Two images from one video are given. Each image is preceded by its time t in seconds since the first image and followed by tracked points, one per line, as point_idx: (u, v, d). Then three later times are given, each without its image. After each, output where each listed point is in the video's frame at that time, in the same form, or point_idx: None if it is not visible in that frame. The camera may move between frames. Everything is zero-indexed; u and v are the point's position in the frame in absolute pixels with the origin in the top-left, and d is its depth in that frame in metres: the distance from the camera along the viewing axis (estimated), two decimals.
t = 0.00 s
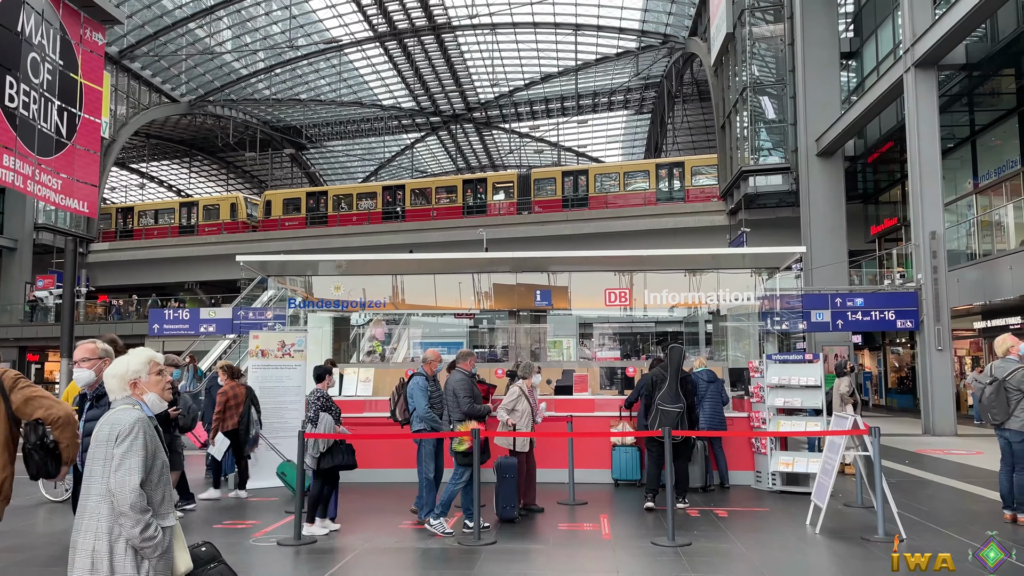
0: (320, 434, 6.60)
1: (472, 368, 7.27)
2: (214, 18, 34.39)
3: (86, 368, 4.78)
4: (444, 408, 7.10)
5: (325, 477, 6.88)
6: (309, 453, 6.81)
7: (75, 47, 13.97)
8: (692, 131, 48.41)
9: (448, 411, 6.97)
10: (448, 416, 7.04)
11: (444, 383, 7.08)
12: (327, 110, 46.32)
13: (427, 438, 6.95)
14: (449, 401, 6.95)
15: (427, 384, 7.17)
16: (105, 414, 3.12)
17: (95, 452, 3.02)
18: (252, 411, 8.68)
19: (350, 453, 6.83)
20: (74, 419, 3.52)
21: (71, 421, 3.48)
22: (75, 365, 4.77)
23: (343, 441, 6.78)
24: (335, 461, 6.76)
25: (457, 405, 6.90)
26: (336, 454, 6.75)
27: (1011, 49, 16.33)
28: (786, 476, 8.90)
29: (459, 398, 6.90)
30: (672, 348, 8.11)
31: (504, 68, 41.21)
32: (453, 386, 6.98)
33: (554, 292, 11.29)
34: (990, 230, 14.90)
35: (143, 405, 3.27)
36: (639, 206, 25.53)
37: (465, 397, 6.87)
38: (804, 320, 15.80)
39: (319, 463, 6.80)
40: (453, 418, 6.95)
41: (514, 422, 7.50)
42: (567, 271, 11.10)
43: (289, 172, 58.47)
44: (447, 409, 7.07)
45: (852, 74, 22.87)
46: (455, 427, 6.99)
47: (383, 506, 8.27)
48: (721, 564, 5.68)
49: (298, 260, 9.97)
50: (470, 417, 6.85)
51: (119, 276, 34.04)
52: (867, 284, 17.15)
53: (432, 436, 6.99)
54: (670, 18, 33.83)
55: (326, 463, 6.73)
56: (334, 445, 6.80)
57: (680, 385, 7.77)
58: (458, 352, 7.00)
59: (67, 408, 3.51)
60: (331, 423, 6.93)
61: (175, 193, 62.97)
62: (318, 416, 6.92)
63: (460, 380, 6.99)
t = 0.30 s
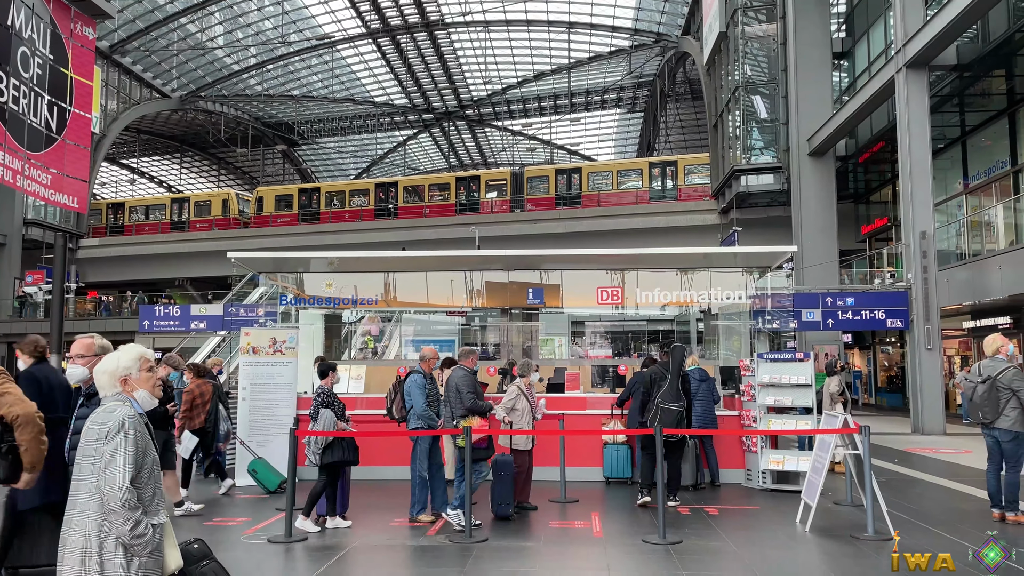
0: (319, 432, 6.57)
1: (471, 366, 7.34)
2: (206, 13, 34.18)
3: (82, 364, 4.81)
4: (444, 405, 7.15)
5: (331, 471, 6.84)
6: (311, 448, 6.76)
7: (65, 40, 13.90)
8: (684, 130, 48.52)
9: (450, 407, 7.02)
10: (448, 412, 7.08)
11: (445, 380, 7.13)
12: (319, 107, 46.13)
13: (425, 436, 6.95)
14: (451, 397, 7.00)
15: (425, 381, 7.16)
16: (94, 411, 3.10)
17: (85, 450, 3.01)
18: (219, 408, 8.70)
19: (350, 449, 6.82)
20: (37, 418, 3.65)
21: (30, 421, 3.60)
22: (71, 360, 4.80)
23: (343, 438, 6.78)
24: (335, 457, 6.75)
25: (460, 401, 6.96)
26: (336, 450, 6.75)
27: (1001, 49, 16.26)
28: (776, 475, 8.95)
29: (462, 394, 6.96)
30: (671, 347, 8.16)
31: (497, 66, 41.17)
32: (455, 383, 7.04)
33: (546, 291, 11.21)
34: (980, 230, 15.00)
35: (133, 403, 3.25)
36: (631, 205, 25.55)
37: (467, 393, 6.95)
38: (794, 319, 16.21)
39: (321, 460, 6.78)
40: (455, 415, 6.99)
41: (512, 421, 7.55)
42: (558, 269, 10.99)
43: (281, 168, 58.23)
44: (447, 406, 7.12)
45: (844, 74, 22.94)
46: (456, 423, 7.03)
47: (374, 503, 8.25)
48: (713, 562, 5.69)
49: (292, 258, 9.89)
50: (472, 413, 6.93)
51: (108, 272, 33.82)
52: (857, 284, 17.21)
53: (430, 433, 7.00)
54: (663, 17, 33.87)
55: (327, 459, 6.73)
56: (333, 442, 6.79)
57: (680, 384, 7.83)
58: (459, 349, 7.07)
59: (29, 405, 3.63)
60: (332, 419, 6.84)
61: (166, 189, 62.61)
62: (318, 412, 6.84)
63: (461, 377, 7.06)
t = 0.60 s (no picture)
0: (314, 431, 6.60)
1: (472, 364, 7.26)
2: (196, 9, 33.90)
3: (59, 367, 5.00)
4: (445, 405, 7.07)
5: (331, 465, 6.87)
6: (309, 447, 6.83)
7: (54, 37, 13.87)
8: (675, 131, 48.67)
9: (452, 408, 6.93)
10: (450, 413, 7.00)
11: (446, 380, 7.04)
12: (309, 104, 45.94)
13: (421, 434, 6.99)
14: (453, 398, 6.91)
15: (423, 380, 7.21)
16: (81, 408, 3.08)
17: (71, 447, 2.99)
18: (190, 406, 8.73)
19: (349, 444, 6.84)
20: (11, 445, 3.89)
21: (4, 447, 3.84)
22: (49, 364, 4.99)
23: (339, 434, 6.80)
24: (335, 453, 6.76)
25: (463, 402, 6.86)
26: (333, 446, 6.77)
27: (990, 52, 16.42)
28: (765, 474, 8.98)
29: (466, 395, 6.86)
30: (662, 346, 8.17)
31: (489, 65, 41.12)
32: (457, 384, 6.94)
33: (536, 290, 11.30)
34: (968, 232, 15.13)
35: (121, 400, 3.23)
36: (622, 204, 25.64)
37: (470, 394, 6.85)
38: (783, 319, 16.22)
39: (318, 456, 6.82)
40: (456, 415, 6.88)
41: (508, 419, 7.53)
42: (550, 268, 11.08)
43: (271, 166, 57.96)
44: (449, 406, 7.04)
45: (834, 75, 23.06)
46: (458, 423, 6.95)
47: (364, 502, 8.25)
48: (701, 561, 5.72)
49: (279, 255, 9.81)
50: (474, 414, 6.83)
51: (96, 269, 33.59)
52: (846, 284, 17.31)
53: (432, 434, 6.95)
54: (654, 18, 33.88)
55: (325, 456, 6.75)
56: (329, 439, 6.80)
57: (671, 383, 7.85)
58: (460, 349, 6.96)
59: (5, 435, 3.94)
60: (327, 416, 6.85)
61: (155, 186, 62.13)
62: (314, 409, 6.85)
63: (463, 377, 6.96)
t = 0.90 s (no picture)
0: (312, 432, 6.52)
1: (475, 364, 7.22)
2: (184, 7, 33.65)
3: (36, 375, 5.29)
4: (451, 406, 7.02)
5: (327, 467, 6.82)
6: (305, 449, 6.76)
7: (45, 36, 14.80)
8: (665, 132, 48.82)
9: (459, 409, 6.89)
10: (456, 414, 6.96)
11: (452, 380, 6.98)
12: (299, 103, 45.73)
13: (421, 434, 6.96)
14: (460, 399, 6.87)
15: (423, 380, 7.18)
16: (65, 408, 3.04)
17: (56, 446, 2.95)
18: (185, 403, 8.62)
19: (345, 446, 6.79)
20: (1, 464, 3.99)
21: None
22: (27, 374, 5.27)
23: (337, 436, 6.74)
24: (331, 455, 6.72)
25: (470, 403, 6.83)
26: (329, 448, 6.71)
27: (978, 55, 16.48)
28: (753, 475, 9.02)
29: (474, 397, 6.81)
30: (650, 346, 8.16)
31: (479, 65, 41.07)
32: (463, 385, 6.90)
33: (526, 290, 11.28)
34: (954, 234, 15.26)
35: (106, 398, 3.19)
36: (614, 205, 25.56)
37: (478, 396, 6.81)
38: (772, 321, 16.31)
39: (314, 457, 6.75)
40: (464, 416, 6.85)
41: (501, 419, 7.50)
42: (539, 268, 11.08)
43: (260, 165, 57.66)
44: (454, 407, 7.00)
45: (822, 79, 23.17)
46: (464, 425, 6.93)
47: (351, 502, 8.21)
48: (689, 562, 5.73)
49: (267, 254, 9.72)
50: (481, 416, 6.80)
51: (82, 268, 33.30)
52: (834, 286, 17.43)
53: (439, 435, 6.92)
54: (644, 20, 33.94)
55: (322, 457, 6.69)
56: (326, 441, 6.73)
57: (658, 385, 7.86)
58: (466, 350, 6.90)
59: None
60: (324, 417, 6.75)
61: (142, 184, 61.66)
62: (311, 411, 6.75)
63: (468, 378, 6.92)
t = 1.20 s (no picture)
0: (310, 434, 6.50)
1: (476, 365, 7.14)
2: (174, 7, 33.47)
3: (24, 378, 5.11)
4: (450, 408, 6.96)
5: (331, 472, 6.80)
6: (305, 452, 6.71)
7: (31, 35, 15.93)
8: (655, 136, 49.01)
9: (459, 412, 6.82)
10: (456, 417, 6.88)
11: (452, 382, 6.90)
12: (289, 105, 45.59)
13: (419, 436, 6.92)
14: (460, 402, 6.79)
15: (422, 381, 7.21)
16: (50, 410, 3.01)
17: (41, 448, 2.92)
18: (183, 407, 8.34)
19: (344, 450, 6.74)
20: None
21: None
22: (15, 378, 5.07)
23: (336, 440, 6.68)
24: (329, 459, 6.66)
25: (470, 407, 6.76)
26: (328, 452, 6.65)
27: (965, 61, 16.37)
28: (742, 477, 9.04)
29: (474, 401, 6.75)
30: (638, 349, 8.17)
31: (470, 67, 41.09)
32: (463, 388, 6.81)
33: (517, 292, 11.32)
34: (942, 238, 15.38)
35: (91, 401, 3.16)
36: (607, 207, 25.55)
37: (478, 399, 6.74)
38: (761, 324, 16.47)
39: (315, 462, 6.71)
40: (463, 419, 6.79)
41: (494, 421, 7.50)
42: (529, 271, 11.02)
43: (249, 166, 57.42)
44: (454, 410, 6.94)
45: (811, 83, 23.33)
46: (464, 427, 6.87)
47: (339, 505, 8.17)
48: (678, 564, 5.74)
49: (256, 256, 9.65)
50: (480, 419, 6.74)
51: (69, 269, 33.04)
52: (822, 289, 17.56)
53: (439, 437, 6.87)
54: (635, 23, 34.07)
55: (320, 461, 6.64)
56: (325, 444, 6.68)
57: (645, 388, 7.87)
58: (465, 353, 6.81)
59: None
60: (323, 421, 6.76)
61: (130, 185, 61.25)
62: (310, 414, 6.76)
63: (469, 380, 6.84)
